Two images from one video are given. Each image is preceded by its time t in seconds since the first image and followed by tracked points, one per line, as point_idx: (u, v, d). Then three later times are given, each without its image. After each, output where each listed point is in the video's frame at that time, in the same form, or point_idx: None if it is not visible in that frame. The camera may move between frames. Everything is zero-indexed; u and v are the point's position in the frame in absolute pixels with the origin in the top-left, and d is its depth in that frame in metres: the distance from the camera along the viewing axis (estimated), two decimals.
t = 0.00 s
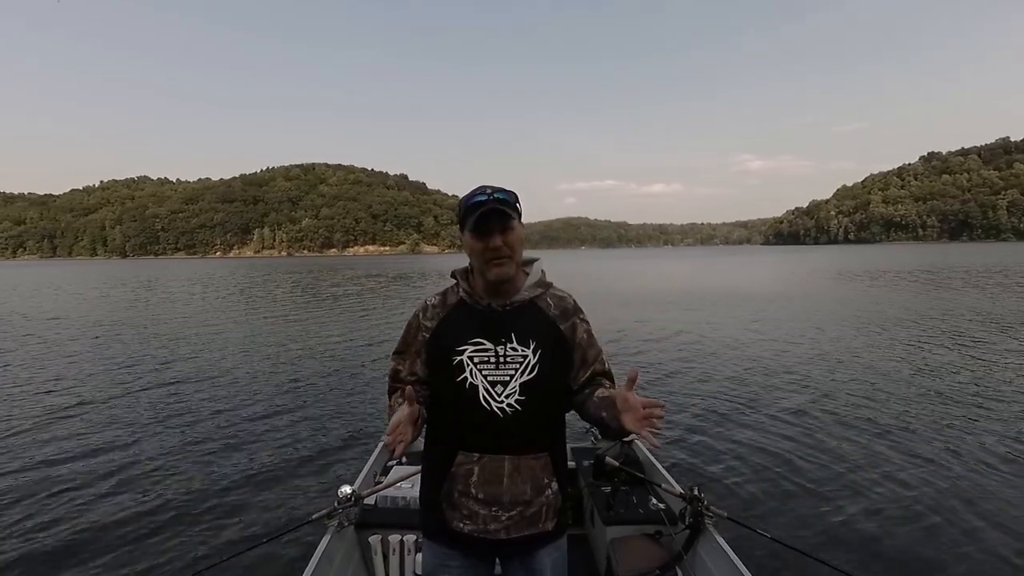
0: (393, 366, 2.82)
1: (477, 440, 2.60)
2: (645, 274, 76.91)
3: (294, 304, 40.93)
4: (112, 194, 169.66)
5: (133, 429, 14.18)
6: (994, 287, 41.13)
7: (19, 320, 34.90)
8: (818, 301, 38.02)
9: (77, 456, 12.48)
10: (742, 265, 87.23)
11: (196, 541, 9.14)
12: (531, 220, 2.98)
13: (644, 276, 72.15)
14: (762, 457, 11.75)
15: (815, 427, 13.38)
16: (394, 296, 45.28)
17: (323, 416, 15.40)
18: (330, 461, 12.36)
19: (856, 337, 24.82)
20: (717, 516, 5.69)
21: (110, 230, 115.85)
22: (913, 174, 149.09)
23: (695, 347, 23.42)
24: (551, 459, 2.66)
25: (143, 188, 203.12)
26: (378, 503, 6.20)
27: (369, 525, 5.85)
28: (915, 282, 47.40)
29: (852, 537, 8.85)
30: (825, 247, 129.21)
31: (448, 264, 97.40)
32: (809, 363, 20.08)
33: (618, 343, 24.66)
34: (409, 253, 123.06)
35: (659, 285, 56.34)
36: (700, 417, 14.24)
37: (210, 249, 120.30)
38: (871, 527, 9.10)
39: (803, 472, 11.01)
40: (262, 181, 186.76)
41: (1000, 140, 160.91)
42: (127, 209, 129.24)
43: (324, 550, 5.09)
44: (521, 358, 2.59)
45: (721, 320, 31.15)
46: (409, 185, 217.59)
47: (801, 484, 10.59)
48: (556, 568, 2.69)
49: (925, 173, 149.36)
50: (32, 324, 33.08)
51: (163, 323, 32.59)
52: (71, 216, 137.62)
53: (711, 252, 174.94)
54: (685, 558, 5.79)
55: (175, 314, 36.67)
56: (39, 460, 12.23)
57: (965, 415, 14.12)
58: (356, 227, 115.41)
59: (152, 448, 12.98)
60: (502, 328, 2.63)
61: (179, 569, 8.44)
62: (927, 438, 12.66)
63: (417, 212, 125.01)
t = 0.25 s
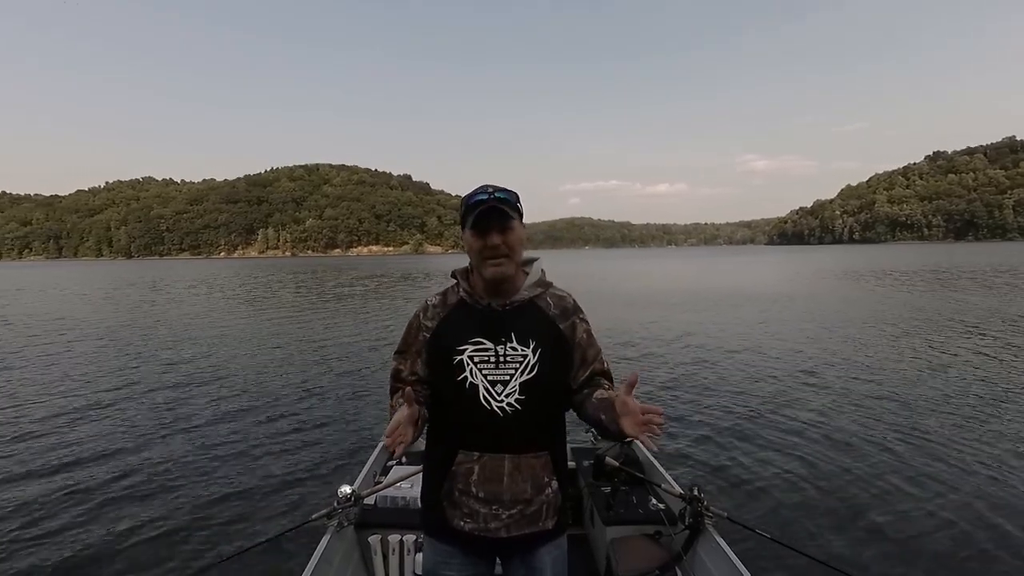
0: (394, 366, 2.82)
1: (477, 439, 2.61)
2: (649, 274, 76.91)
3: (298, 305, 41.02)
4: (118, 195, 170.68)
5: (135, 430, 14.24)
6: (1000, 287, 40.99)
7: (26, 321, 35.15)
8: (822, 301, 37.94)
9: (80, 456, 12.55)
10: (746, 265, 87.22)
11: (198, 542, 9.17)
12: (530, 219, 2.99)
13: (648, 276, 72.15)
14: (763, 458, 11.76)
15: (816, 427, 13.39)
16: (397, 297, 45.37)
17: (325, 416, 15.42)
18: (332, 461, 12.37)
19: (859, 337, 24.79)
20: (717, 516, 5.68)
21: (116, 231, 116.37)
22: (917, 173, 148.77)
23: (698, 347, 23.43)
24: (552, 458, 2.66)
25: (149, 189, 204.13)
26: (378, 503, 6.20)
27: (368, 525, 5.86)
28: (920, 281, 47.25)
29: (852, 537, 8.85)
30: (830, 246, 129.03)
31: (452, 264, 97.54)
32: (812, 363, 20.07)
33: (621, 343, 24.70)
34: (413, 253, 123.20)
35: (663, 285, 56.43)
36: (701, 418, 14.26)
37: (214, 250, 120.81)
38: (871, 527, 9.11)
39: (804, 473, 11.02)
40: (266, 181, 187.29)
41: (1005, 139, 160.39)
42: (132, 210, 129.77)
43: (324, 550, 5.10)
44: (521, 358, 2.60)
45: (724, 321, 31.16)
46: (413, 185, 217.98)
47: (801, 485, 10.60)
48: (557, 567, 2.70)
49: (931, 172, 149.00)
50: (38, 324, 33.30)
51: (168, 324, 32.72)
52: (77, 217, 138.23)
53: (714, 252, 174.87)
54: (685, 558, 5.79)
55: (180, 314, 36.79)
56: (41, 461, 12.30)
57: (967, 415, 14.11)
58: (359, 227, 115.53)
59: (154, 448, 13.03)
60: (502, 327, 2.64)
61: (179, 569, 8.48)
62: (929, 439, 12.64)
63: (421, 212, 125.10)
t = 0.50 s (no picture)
0: (394, 365, 2.81)
1: (477, 439, 2.61)
2: (654, 273, 76.88)
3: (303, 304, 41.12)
4: (125, 194, 171.37)
5: (136, 429, 14.27)
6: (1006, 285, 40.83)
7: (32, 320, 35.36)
8: (827, 300, 37.79)
9: (82, 455, 12.59)
10: (751, 264, 87.21)
11: (199, 541, 9.20)
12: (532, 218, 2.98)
13: (652, 275, 72.11)
14: (763, 458, 11.78)
15: (818, 428, 13.39)
16: (402, 296, 45.47)
17: (326, 416, 15.41)
18: (333, 461, 12.37)
19: (862, 336, 24.77)
20: (717, 516, 5.68)
21: (121, 231, 116.80)
22: (923, 172, 148.44)
23: (701, 346, 23.48)
24: (552, 458, 2.67)
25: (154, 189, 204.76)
26: (379, 503, 6.21)
27: (369, 525, 5.86)
28: (926, 280, 47.03)
29: (853, 538, 8.85)
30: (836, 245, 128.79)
31: (455, 263, 97.55)
32: (814, 362, 20.07)
33: (624, 343, 24.74)
34: (417, 252, 123.27)
35: (668, 284, 56.46)
36: (702, 418, 14.27)
37: (220, 249, 121.17)
38: (871, 528, 9.10)
39: (804, 473, 11.02)
40: (270, 181, 187.61)
41: (1011, 137, 159.90)
42: (138, 210, 130.23)
43: (324, 551, 5.10)
44: (521, 358, 2.60)
45: (727, 320, 31.15)
46: (417, 185, 218.29)
47: (802, 486, 10.60)
48: (558, 566, 2.71)
49: (936, 171, 148.64)
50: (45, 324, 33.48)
51: (173, 323, 32.84)
52: (82, 217, 138.70)
53: (718, 251, 174.82)
54: (685, 558, 5.79)
55: (185, 314, 36.94)
56: (44, 460, 12.35)
57: (971, 415, 14.06)
58: (364, 226, 115.74)
59: (156, 448, 13.06)
60: (502, 327, 2.64)
61: (180, 569, 8.49)
62: (932, 439, 12.61)
63: (425, 211, 125.11)
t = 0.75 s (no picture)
0: (390, 365, 2.78)
1: (478, 440, 2.61)
2: (657, 272, 76.78)
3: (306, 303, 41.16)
4: (130, 194, 172.22)
5: (138, 429, 14.31)
6: (1011, 284, 40.66)
7: (38, 319, 35.50)
8: (831, 300, 37.73)
9: (85, 455, 12.62)
10: (755, 263, 87.09)
11: (200, 541, 9.23)
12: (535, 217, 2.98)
13: (656, 274, 72.01)
14: (764, 458, 11.79)
15: (819, 428, 13.40)
16: (405, 295, 45.51)
17: (329, 416, 15.42)
18: (336, 461, 12.38)
19: (865, 336, 24.74)
20: (718, 516, 5.68)
21: (126, 230, 116.99)
22: (928, 170, 147.92)
23: (703, 346, 23.48)
24: (553, 459, 2.68)
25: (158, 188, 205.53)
26: (379, 503, 6.21)
27: (369, 525, 5.87)
28: (931, 279, 46.87)
29: (854, 539, 8.85)
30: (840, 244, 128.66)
31: (459, 263, 97.63)
32: (817, 362, 20.05)
33: (627, 342, 24.75)
34: (420, 251, 123.20)
35: (671, 283, 56.41)
36: (704, 418, 14.27)
37: (224, 248, 121.58)
38: (871, 530, 9.10)
39: (805, 474, 11.03)
40: (274, 179, 187.67)
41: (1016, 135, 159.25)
42: (142, 209, 130.48)
43: (324, 551, 5.11)
44: (522, 358, 2.61)
45: (730, 319, 31.13)
46: (420, 184, 218.36)
47: (802, 486, 10.61)
48: (560, 566, 2.72)
49: (941, 168, 148.19)
50: (50, 323, 33.67)
51: (177, 322, 32.91)
52: (87, 216, 139.04)
53: (722, 249, 174.62)
54: (685, 558, 5.80)
55: (189, 313, 37.02)
56: (48, 459, 12.41)
57: (975, 415, 14.02)
58: (367, 225, 115.75)
59: (158, 447, 13.10)
60: (503, 327, 2.64)
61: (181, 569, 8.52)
62: (934, 439, 12.59)
63: (428, 211, 125.07)
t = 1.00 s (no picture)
0: (380, 351, 2.74)
1: (478, 439, 2.61)
2: (662, 271, 76.75)
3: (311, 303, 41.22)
4: (136, 193, 172.81)
5: (140, 428, 14.36)
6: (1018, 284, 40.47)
7: (44, 319, 35.67)
8: (836, 300, 37.65)
9: (87, 454, 12.66)
10: (759, 263, 87.03)
11: (201, 541, 9.25)
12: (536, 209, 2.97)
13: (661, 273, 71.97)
14: (765, 459, 11.80)
15: (820, 429, 13.40)
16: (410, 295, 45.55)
17: (330, 416, 15.41)
18: (337, 461, 12.37)
19: (869, 336, 24.71)
20: (719, 515, 5.68)
21: (132, 230, 117.42)
22: (933, 169, 147.55)
23: (706, 346, 23.49)
24: (554, 459, 2.67)
25: (164, 188, 206.14)
26: (379, 503, 6.21)
27: (370, 526, 5.88)
28: (937, 279, 46.74)
29: (854, 541, 8.85)
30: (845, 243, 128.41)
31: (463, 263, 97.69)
32: (820, 362, 20.04)
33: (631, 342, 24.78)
34: (424, 251, 123.14)
35: (675, 283, 56.43)
36: (705, 419, 14.28)
37: (229, 248, 121.94)
38: (871, 531, 9.12)
39: (805, 474, 11.04)
40: (278, 179, 187.97)
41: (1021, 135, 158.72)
42: (148, 209, 130.92)
43: (325, 551, 5.11)
44: (522, 358, 2.60)
45: (734, 319, 31.12)
46: (424, 183, 218.56)
47: (803, 487, 10.62)
48: (561, 568, 2.72)
49: (947, 167, 147.78)
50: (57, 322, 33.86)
51: (182, 322, 33.01)
52: (94, 216, 139.45)
53: (726, 248, 174.46)
54: (686, 558, 5.80)
55: (194, 313, 37.14)
56: (50, 458, 12.43)
57: (978, 417, 13.99)
58: (371, 225, 115.77)
59: (161, 446, 13.12)
60: (503, 327, 2.63)
61: (183, 569, 8.53)
62: (936, 441, 12.57)
63: (432, 210, 125.05)
